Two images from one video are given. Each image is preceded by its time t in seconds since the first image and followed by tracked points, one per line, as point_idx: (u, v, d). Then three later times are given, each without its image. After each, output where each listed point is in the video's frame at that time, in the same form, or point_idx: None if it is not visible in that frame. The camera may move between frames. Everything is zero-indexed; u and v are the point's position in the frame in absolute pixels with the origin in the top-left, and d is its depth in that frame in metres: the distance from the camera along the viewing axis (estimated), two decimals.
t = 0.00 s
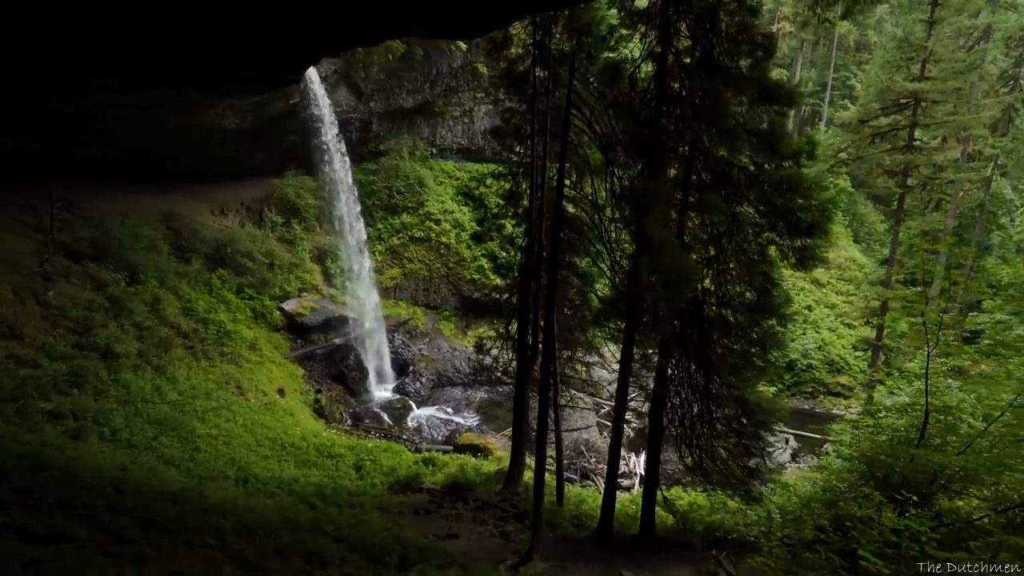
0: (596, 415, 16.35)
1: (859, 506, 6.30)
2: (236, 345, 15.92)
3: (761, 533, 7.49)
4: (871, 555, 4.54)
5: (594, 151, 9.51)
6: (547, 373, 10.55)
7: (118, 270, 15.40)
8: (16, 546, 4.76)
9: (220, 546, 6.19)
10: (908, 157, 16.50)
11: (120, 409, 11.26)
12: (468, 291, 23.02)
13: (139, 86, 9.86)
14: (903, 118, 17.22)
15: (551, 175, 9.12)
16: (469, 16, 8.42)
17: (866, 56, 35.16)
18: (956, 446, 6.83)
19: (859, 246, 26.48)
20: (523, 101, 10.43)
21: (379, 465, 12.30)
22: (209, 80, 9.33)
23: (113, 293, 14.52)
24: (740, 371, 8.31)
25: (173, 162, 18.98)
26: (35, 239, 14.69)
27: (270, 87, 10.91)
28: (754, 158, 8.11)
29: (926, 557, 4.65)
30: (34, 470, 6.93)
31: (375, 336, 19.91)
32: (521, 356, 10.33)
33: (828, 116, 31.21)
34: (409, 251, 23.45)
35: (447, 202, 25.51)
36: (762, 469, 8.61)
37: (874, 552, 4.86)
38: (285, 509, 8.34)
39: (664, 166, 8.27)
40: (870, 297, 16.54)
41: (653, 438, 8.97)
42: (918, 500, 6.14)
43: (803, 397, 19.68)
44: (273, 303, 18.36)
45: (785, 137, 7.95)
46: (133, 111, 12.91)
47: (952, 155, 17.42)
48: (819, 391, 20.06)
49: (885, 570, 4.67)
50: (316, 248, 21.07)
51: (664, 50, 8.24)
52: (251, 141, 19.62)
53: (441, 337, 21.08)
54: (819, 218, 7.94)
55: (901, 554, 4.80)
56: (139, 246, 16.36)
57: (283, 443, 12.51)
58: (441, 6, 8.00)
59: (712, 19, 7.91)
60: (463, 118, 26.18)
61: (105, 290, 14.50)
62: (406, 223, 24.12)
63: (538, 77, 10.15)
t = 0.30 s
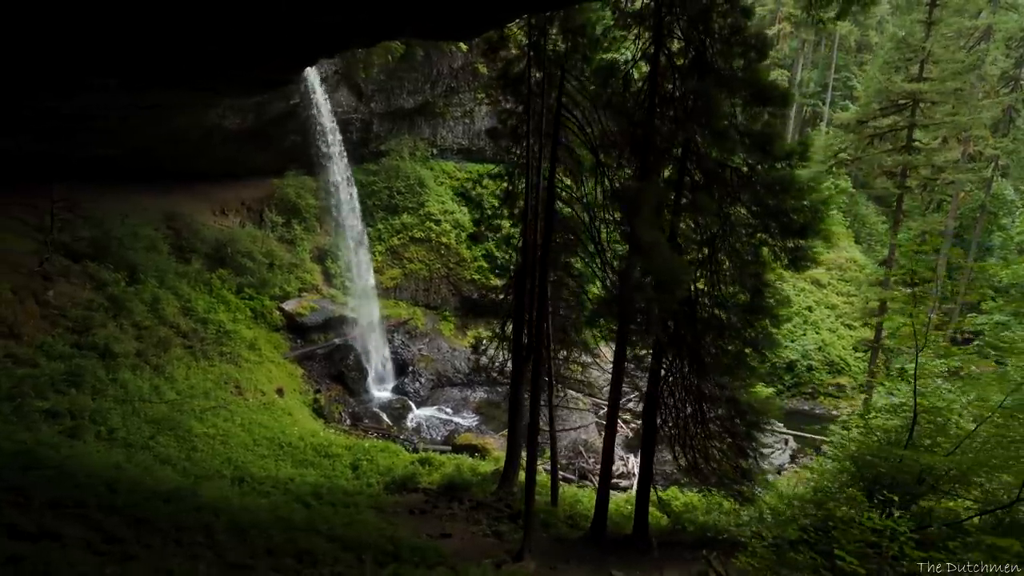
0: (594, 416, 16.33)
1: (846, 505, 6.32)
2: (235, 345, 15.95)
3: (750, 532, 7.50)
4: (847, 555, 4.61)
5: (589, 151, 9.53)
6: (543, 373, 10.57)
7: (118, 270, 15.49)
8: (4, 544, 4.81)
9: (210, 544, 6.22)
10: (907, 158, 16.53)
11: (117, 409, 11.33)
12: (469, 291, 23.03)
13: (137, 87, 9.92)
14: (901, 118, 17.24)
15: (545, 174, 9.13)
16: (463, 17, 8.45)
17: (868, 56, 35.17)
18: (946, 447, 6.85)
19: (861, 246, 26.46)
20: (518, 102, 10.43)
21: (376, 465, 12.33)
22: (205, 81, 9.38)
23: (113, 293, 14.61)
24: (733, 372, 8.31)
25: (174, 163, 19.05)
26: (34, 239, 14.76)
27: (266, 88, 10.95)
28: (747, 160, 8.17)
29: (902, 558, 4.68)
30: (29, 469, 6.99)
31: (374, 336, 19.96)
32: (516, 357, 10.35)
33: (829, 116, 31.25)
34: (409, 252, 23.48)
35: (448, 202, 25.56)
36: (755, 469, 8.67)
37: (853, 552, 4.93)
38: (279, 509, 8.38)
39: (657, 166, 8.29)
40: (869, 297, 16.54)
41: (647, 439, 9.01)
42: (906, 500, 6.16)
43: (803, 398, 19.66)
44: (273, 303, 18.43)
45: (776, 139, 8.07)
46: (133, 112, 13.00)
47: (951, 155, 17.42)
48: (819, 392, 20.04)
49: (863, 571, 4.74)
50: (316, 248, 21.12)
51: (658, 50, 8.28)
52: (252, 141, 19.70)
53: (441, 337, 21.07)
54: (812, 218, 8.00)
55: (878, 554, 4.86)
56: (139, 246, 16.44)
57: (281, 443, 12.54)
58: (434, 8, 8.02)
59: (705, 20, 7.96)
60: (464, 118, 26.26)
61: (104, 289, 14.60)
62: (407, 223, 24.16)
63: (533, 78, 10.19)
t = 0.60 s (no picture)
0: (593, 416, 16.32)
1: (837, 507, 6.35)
2: (235, 344, 16.00)
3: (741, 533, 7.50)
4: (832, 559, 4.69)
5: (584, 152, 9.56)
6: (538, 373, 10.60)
7: (118, 269, 15.60)
8: None
9: (203, 542, 6.26)
10: (905, 159, 16.55)
11: (115, 408, 11.41)
12: (469, 290, 22.99)
13: (135, 87, 9.97)
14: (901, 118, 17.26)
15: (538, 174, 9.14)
16: (456, 19, 8.48)
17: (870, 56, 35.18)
18: (935, 449, 6.90)
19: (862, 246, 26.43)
20: (515, 102, 10.46)
21: (373, 464, 12.38)
22: (200, 82, 9.43)
23: (113, 292, 14.71)
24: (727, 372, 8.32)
25: (175, 162, 19.11)
26: (35, 238, 14.85)
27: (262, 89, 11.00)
28: (740, 161, 8.27)
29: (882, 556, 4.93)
30: (24, 467, 7.05)
31: (374, 336, 20.01)
32: (511, 357, 10.36)
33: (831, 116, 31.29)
34: (410, 251, 23.51)
35: (448, 202, 25.59)
36: (747, 470, 8.82)
37: (837, 552, 5.24)
38: (274, 507, 8.42)
39: (651, 166, 8.36)
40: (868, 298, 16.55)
41: (641, 439, 9.07)
42: (896, 503, 6.21)
43: (803, 399, 19.66)
44: (273, 302, 18.48)
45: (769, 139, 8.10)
46: (133, 111, 13.06)
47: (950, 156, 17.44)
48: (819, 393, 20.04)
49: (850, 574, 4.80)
50: (316, 247, 21.17)
51: (652, 51, 8.33)
52: (252, 141, 19.75)
53: (441, 337, 21.09)
54: (805, 219, 8.10)
55: (861, 554, 5.14)
56: (140, 246, 16.53)
57: (279, 442, 12.59)
58: (427, 10, 8.05)
59: (699, 21, 8.04)
60: (465, 118, 26.32)
61: (104, 289, 14.70)
62: (407, 223, 24.20)
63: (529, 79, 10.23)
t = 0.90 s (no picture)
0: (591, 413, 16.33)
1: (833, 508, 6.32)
2: (235, 340, 16.06)
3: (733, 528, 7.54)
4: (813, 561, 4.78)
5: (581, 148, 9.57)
6: (535, 370, 10.62)
7: (118, 265, 15.68)
8: None
9: (195, 535, 6.31)
10: (906, 156, 16.50)
11: (114, 403, 11.51)
12: (469, 287, 23.03)
13: (134, 84, 10.00)
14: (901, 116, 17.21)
15: (532, 170, 9.11)
16: (449, 16, 8.50)
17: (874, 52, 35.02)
18: (926, 447, 6.93)
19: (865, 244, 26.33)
20: (511, 99, 10.48)
21: (371, 460, 12.42)
22: (196, 79, 9.48)
23: (113, 288, 14.80)
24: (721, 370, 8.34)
25: (178, 160, 19.14)
26: (36, 234, 14.94)
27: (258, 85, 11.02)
28: (735, 158, 8.33)
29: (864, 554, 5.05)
30: (20, 461, 7.13)
31: (374, 332, 20.03)
32: (507, 354, 10.38)
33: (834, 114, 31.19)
34: (410, 248, 23.53)
35: (449, 199, 25.60)
36: (741, 467, 8.86)
37: (820, 550, 5.42)
38: (268, 502, 8.48)
39: (646, 164, 8.41)
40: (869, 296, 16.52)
41: (636, 436, 9.11)
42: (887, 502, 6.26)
43: (803, 397, 19.63)
44: (273, 298, 18.52)
45: (763, 136, 8.11)
46: (132, 108, 13.10)
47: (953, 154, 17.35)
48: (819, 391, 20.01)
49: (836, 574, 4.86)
50: (317, 244, 21.21)
51: (646, 48, 8.35)
52: (253, 137, 19.74)
53: (441, 333, 21.12)
54: (799, 217, 8.14)
55: (844, 552, 5.28)
56: (140, 242, 16.61)
57: (277, 437, 12.64)
58: (420, 8, 8.08)
59: (694, 17, 8.06)
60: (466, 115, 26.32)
61: (104, 284, 14.78)
62: (408, 220, 24.24)
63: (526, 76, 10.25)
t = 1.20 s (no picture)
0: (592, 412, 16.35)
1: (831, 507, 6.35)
2: (237, 337, 16.16)
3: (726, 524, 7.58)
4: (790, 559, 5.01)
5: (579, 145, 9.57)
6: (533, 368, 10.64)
7: (122, 262, 15.80)
8: None
9: (190, 532, 6.37)
10: (909, 154, 16.39)
11: (116, 400, 11.62)
12: (471, 285, 23.06)
13: (135, 82, 10.07)
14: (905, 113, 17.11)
15: (528, 168, 9.10)
16: (447, 15, 8.51)
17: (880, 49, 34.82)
18: (921, 446, 7.01)
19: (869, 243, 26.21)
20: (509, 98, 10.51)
21: (370, 457, 12.47)
22: (195, 77, 9.55)
23: (116, 285, 14.92)
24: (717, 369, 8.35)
25: (181, 158, 19.21)
26: (41, 231, 15.07)
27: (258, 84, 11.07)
28: (731, 157, 8.35)
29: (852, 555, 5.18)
30: (19, 456, 7.22)
31: (376, 330, 20.08)
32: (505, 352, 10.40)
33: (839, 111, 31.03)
34: (413, 246, 23.58)
35: (452, 197, 25.63)
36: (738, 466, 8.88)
37: (807, 551, 5.53)
38: (266, 498, 8.55)
39: (642, 163, 8.46)
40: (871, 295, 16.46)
41: (633, 435, 9.17)
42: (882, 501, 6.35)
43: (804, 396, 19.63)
44: (276, 296, 18.58)
45: (761, 134, 8.13)
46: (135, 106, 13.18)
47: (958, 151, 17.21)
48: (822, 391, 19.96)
49: None
50: (319, 242, 21.28)
51: (644, 46, 8.39)
52: (256, 135, 19.77)
53: (443, 331, 21.18)
54: (796, 217, 8.18)
55: (831, 552, 5.40)
56: (143, 239, 16.71)
57: (278, 434, 12.70)
58: (416, 6, 8.09)
59: (692, 15, 8.08)
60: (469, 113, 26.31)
61: (108, 281, 14.89)
62: (410, 217, 24.28)
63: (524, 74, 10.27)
